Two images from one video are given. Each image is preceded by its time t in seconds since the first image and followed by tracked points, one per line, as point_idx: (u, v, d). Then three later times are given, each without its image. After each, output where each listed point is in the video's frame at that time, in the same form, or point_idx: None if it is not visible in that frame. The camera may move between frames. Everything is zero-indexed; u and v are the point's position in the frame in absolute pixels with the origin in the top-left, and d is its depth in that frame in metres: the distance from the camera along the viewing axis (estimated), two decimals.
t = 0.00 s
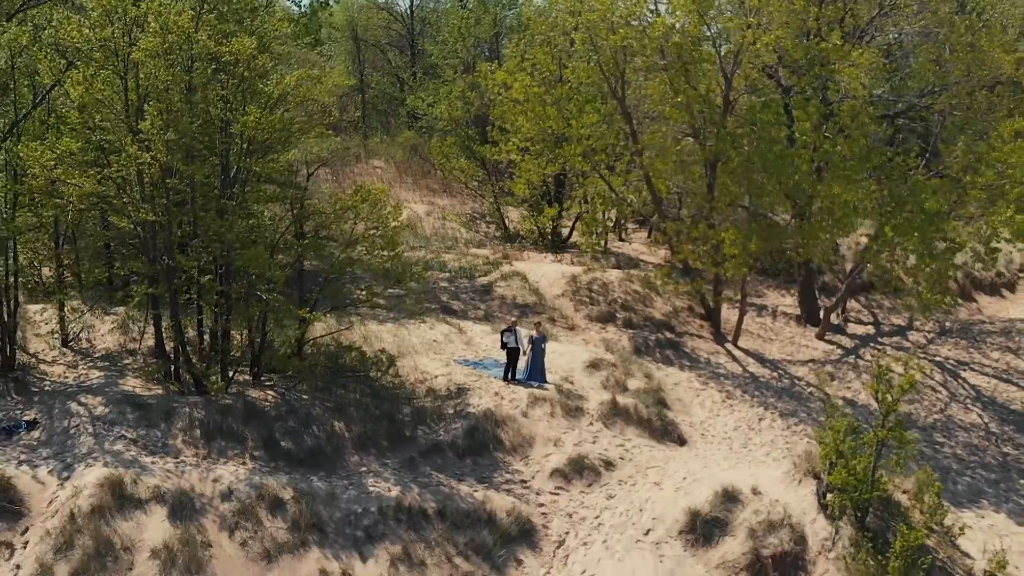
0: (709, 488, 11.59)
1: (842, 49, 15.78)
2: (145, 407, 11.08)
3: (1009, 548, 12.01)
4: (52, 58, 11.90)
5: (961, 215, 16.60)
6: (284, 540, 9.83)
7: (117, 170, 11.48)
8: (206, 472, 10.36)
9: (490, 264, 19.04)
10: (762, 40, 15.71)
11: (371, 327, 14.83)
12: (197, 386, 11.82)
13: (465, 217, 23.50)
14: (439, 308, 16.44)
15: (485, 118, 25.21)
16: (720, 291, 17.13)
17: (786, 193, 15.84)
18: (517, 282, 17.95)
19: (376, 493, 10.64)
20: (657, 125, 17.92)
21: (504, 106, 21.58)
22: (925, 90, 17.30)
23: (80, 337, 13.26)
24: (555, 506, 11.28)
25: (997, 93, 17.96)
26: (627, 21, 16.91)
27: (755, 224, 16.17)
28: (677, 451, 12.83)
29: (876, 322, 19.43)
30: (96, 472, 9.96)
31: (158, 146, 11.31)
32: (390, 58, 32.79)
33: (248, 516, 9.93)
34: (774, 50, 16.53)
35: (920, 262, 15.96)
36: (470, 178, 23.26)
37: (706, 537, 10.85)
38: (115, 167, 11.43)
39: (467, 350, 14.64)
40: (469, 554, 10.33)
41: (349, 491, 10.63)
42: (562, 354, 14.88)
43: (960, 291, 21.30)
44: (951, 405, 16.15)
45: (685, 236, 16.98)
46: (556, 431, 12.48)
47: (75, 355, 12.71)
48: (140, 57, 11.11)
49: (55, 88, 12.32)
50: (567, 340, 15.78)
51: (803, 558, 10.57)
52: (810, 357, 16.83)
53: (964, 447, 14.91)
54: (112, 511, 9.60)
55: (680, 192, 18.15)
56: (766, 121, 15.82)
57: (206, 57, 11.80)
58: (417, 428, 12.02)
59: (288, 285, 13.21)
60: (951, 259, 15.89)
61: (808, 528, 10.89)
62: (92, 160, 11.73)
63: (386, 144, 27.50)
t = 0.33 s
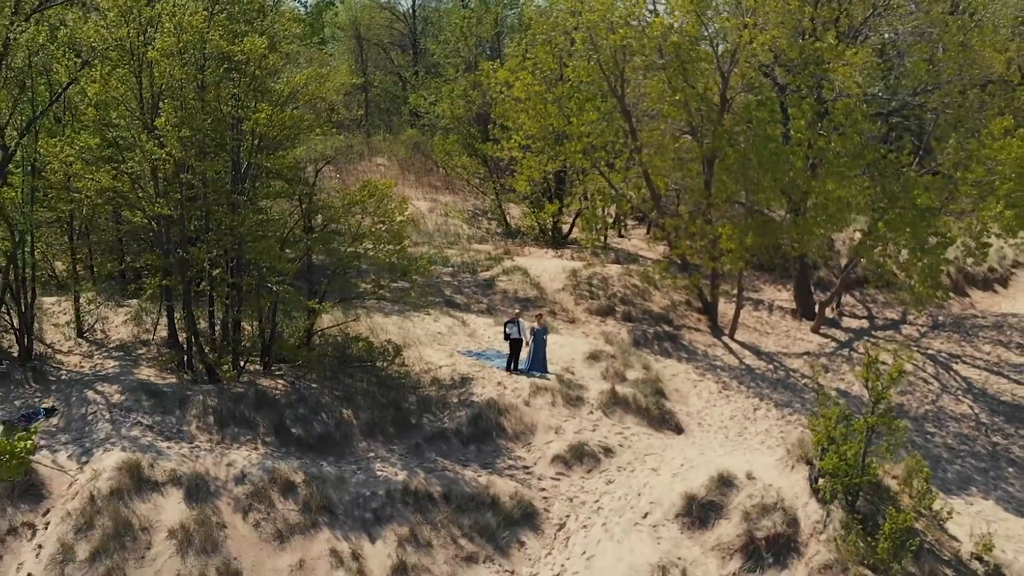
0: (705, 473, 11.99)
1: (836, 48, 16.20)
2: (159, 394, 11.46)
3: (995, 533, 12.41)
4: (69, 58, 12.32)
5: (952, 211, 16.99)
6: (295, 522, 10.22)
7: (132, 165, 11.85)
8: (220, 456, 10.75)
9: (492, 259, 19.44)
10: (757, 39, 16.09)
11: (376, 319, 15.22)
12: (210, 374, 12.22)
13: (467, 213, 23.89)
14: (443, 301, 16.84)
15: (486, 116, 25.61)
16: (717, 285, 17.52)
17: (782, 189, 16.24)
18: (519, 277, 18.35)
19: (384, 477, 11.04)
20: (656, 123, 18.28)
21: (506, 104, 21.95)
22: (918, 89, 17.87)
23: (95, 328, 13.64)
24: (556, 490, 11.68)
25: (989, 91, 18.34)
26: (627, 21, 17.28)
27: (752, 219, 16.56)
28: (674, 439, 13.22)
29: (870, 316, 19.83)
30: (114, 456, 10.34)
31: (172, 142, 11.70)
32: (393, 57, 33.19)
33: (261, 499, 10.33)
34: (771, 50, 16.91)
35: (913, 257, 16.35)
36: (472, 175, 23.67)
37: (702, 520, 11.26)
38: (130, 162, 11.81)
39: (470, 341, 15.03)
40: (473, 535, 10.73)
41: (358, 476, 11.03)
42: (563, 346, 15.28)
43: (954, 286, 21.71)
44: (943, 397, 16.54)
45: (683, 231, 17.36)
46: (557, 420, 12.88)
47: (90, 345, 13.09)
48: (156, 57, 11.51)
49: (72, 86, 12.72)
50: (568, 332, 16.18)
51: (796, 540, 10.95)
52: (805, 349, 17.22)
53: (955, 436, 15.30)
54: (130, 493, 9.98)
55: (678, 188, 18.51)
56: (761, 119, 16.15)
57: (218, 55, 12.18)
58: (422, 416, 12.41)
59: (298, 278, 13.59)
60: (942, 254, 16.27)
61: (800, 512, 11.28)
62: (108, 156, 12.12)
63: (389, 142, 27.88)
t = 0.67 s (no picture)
0: (700, 459, 12.43)
1: (830, 48, 16.63)
2: (174, 383, 11.89)
3: (981, 517, 12.86)
4: (86, 58, 12.74)
5: (942, 208, 17.40)
6: (306, 504, 10.65)
7: (147, 162, 12.27)
8: (233, 441, 11.19)
9: (493, 254, 19.86)
10: (753, 40, 16.56)
11: (382, 312, 15.66)
12: (222, 363, 12.66)
13: (468, 211, 24.32)
14: (446, 295, 17.28)
15: (488, 115, 26.02)
16: (713, 280, 17.96)
17: (776, 185, 16.67)
18: (520, 272, 18.77)
19: (390, 462, 11.49)
20: (654, 122, 18.67)
21: (508, 103, 22.36)
22: (911, 89, 18.23)
23: (110, 320, 14.06)
24: (557, 475, 12.12)
25: (981, 90, 18.77)
26: (627, 22, 17.70)
27: (747, 215, 16.99)
28: (671, 427, 13.66)
29: (864, 311, 20.26)
30: (132, 441, 10.76)
31: (186, 140, 12.12)
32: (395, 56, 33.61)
33: (273, 482, 10.76)
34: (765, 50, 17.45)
35: (904, 252, 16.77)
36: (474, 173, 24.08)
37: (697, 504, 11.71)
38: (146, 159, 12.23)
39: (473, 334, 15.45)
40: (477, 518, 11.17)
41: (366, 461, 11.48)
42: (563, 338, 15.71)
43: (946, 281, 22.17)
44: (934, 388, 16.97)
45: (680, 227, 17.79)
46: (557, 408, 13.32)
47: (105, 336, 13.50)
48: (171, 57, 11.94)
49: (88, 85, 13.14)
50: (568, 325, 16.60)
51: (787, 523, 11.40)
52: (800, 343, 17.64)
53: (944, 426, 15.73)
54: (148, 476, 10.40)
55: (676, 186, 18.95)
56: (756, 117, 16.56)
57: (230, 56, 12.60)
58: (428, 404, 12.87)
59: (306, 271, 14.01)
60: (933, 249, 16.70)
61: (792, 496, 11.72)
62: (125, 153, 12.54)
63: (392, 140, 28.30)
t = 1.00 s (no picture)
0: (695, 445, 12.91)
1: (822, 49, 16.91)
2: (189, 371, 12.36)
3: (966, 502, 13.34)
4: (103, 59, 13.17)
5: (931, 204, 17.87)
6: (317, 486, 11.13)
7: (162, 159, 12.71)
8: (247, 427, 11.67)
9: (495, 250, 20.33)
10: (747, 41, 17.01)
11: (388, 305, 16.13)
12: (234, 353, 13.13)
13: (470, 207, 24.79)
14: (449, 289, 17.74)
15: (489, 114, 26.48)
16: (709, 274, 18.44)
17: (770, 182, 17.14)
18: (521, 267, 19.24)
19: (397, 447, 11.97)
20: (651, 120, 19.19)
21: (510, 102, 22.81)
22: (902, 88, 18.73)
23: (125, 312, 14.52)
24: (557, 461, 12.61)
25: (971, 89, 19.23)
26: (625, 23, 18.19)
27: (742, 211, 17.46)
28: (668, 415, 14.14)
29: (857, 305, 20.74)
30: (149, 426, 11.21)
31: (200, 137, 12.58)
32: (398, 56, 34.07)
33: (285, 466, 11.24)
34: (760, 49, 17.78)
35: (895, 247, 17.24)
36: (476, 171, 24.53)
37: (692, 487, 12.22)
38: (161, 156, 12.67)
39: (475, 326, 15.93)
40: (480, 500, 11.67)
41: (374, 446, 11.96)
42: (563, 330, 16.19)
43: (938, 276, 22.65)
44: (924, 379, 17.45)
45: (677, 223, 18.25)
46: (557, 397, 13.81)
47: (121, 328, 13.96)
48: (187, 57, 12.37)
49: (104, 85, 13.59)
50: (568, 318, 17.07)
51: (777, 505, 11.89)
52: (793, 335, 18.12)
53: (934, 416, 16.20)
54: (166, 459, 10.87)
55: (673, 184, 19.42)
56: (752, 116, 17.03)
57: (242, 56, 13.06)
58: (432, 393, 13.35)
59: (314, 264, 14.47)
60: (923, 244, 17.18)
61: (783, 480, 12.21)
62: (140, 151, 12.97)
63: (394, 138, 28.75)
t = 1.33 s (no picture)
0: (688, 434, 13.43)
1: (813, 52, 17.45)
2: (201, 361, 12.86)
3: (949, 488, 13.86)
4: (117, 61, 13.63)
5: (919, 203, 18.39)
6: (325, 471, 11.64)
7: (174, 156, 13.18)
8: (257, 415, 12.17)
9: (496, 247, 20.82)
10: (741, 43, 17.45)
11: (392, 299, 16.65)
12: (244, 344, 13.63)
13: (471, 206, 25.30)
14: (451, 284, 18.25)
15: (489, 114, 26.98)
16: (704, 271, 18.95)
17: (763, 180, 17.66)
18: (521, 263, 19.74)
19: (402, 435, 12.49)
20: (647, 120, 19.66)
21: (510, 102, 23.29)
22: (892, 90, 19.29)
23: (137, 306, 15.01)
24: (555, 448, 13.14)
25: (959, 91, 19.76)
26: (623, 25, 18.72)
27: (735, 209, 17.95)
28: (662, 406, 14.65)
29: (848, 301, 21.26)
30: (164, 413, 11.69)
31: (212, 136, 13.08)
32: (399, 57, 34.54)
33: (295, 452, 11.74)
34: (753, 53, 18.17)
35: (884, 244, 17.74)
36: (476, 169, 25.03)
37: (685, 474, 12.74)
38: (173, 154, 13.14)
39: (476, 319, 16.43)
40: (481, 485, 12.19)
41: (379, 433, 12.48)
42: (562, 324, 16.71)
43: (929, 273, 23.19)
44: (912, 372, 17.96)
45: (673, 221, 18.75)
46: (556, 387, 14.34)
47: (134, 320, 14.45)
48: (199, 60, 12.88)
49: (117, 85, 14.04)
50: (567, 313, 17.58)
51: (766, 490, 12.40)
52: (786, 330, 18.63)
53: (921, 407, 16.71)
54: (181, 445, 11.36)
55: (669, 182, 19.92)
56: (745, 116, 17.50)
57: (252, 59, 13.56)
58: (435, 383, 13.87)
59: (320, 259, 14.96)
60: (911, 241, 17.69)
61: (772, 466, 12.72)
62: (152, 149, 13.43)
63: (396, 137, 29.24)
